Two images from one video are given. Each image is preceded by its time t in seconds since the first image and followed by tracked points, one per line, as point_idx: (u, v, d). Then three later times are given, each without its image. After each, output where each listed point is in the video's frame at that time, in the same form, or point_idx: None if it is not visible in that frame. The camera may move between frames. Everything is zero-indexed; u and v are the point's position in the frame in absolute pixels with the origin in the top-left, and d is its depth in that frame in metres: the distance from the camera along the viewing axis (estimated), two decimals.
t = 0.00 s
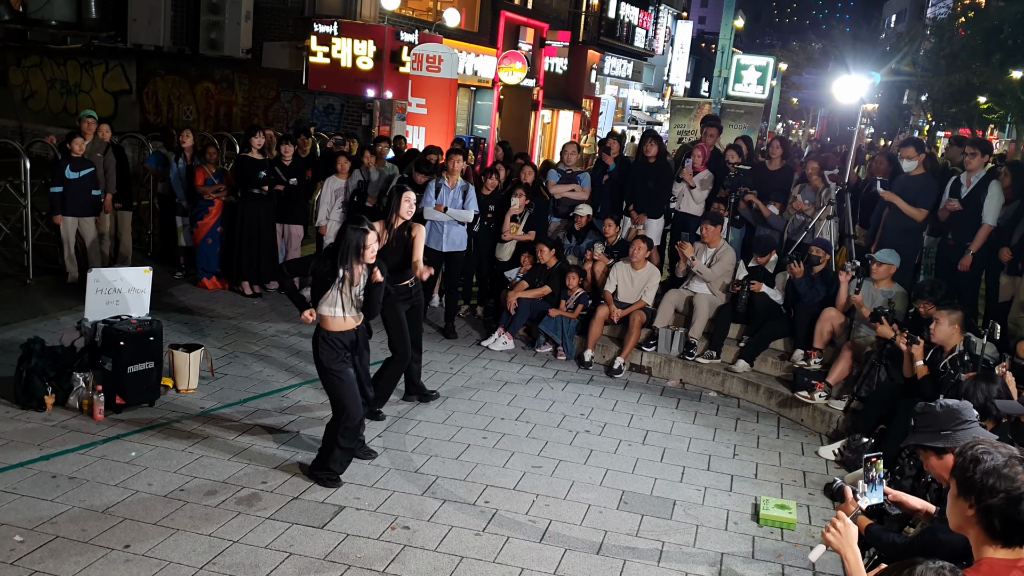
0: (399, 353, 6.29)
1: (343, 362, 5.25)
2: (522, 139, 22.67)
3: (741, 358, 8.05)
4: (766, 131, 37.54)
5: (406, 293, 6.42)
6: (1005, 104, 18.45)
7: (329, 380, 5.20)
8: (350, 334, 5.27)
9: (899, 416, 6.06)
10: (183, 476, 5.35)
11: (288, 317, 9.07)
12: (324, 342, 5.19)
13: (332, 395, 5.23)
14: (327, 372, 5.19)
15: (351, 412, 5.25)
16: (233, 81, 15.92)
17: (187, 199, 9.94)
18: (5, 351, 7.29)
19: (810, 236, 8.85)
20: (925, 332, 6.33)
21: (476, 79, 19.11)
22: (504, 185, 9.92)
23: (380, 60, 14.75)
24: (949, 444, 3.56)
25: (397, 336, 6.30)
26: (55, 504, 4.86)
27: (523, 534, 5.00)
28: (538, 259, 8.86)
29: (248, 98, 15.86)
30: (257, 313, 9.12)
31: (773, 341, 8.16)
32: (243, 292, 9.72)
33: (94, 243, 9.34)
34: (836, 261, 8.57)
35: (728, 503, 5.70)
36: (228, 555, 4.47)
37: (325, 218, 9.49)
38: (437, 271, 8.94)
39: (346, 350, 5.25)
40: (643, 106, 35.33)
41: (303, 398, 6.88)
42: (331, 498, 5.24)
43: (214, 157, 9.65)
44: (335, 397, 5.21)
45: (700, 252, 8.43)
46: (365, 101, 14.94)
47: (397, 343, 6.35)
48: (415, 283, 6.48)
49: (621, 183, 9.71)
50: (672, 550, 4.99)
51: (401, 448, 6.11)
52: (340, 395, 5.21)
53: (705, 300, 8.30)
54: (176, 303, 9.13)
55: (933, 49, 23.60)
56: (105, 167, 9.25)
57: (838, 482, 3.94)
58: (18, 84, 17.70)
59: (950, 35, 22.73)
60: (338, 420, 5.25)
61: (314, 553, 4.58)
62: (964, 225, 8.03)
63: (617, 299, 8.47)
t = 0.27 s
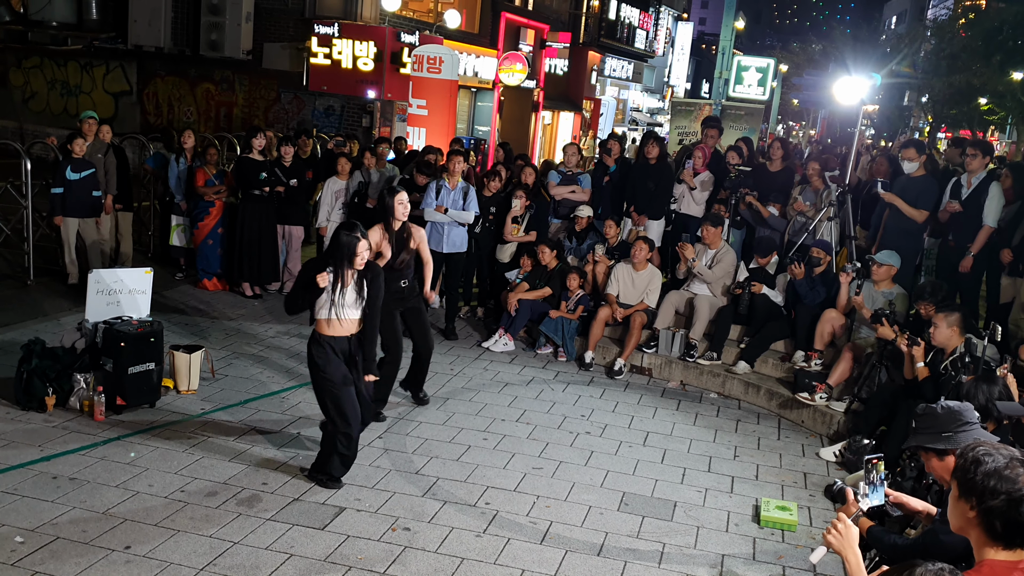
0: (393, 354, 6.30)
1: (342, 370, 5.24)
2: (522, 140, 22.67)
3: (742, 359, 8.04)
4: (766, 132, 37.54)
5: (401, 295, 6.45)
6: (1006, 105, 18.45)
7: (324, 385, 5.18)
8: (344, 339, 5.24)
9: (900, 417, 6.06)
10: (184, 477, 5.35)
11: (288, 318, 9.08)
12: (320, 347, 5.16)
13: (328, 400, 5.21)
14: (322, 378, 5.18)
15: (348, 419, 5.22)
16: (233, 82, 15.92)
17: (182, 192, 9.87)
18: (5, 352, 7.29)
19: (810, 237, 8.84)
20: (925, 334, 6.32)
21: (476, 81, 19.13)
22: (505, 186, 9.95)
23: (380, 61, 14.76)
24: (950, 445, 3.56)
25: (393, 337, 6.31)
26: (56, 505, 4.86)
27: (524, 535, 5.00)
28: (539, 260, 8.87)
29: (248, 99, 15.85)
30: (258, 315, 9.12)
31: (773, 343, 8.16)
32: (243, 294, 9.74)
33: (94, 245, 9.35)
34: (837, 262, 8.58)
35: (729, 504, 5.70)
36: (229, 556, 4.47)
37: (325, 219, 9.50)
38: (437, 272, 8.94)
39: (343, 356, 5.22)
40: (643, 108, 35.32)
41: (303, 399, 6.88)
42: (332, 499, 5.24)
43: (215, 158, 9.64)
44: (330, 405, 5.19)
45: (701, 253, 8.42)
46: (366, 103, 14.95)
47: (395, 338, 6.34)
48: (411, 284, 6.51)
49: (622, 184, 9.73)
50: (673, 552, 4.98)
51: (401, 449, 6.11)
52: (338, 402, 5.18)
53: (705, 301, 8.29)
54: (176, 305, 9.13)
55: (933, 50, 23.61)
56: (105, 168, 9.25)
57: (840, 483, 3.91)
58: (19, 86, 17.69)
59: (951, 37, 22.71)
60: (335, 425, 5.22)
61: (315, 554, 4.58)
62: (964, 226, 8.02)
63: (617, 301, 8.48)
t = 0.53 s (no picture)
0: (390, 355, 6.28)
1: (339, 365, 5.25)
2: (523, 142, 22.69)
3: (743, 361, 8.04)
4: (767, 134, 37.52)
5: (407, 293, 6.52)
6: (1007, 107, 18.44)
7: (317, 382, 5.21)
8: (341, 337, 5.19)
9: (902, 420, 6.06)
10: (185, 478, 5.35)
11: (290, 320, 9.08)
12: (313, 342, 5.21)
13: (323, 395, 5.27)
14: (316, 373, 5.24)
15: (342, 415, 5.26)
16: (234, 84, 15.93)
17: (184, 194, 9.93)
18: (7, 353, 7.29)
19: (811, 239, 8.89)
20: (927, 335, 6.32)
21: (477, 83, 19.14)
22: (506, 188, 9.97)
23: (381, 63, 14.80)
24: (952, 448, 3.56)
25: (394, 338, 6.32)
26: (57, 506, 4.86)
27: (526, 537, 5.00)
28: (540, 262, 8.87)
29: (250, 101, 15.86)
30: (259, 316, 9.12)
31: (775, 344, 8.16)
32: (244, 295, 9.75)
33: (96, 246, 9.36)
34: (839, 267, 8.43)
35: (731, 506, 5.69)
36: (230, 558, 4.47)
37: (326, 221, 9.51)
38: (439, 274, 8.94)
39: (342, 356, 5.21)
40: (645, 110, 35.32)
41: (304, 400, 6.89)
42: (333, 501, 5.24)
43: (216, 160, 9.65)
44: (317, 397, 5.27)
45: (702, 255, 8.42)
46: (366, 104, 14.97)
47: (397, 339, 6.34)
48: (421, 283, 6.56)
49: (623, 186, 9.73)
50: (674, 553, 4.98)
51: (402, 450, 6.11)
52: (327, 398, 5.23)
53: (707, 303, 8.29)
54: (177, 306, 9.13)
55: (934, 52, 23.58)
56: (107, 169, 9.26)
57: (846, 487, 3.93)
58: (20, 87, 17.68)
59: (952, 38, 22.67)
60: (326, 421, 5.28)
61: (317, 555, 4.58)
62: (966, 228, 8.01)
63: (618, 302, 8.47)
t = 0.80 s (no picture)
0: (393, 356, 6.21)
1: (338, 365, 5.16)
2: (524, 143, 22.68)
3: (744, 362, 8.03)
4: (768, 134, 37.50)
5: (416, 291, 6.35)
6: (1008, 108, 18.43)
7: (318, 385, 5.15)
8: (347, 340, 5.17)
9: (902, 420, 6.06)
10: (186, 478, 5.35)
11: (290, 320, 9.07)
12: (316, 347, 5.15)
13: (323, 395, 5.16)
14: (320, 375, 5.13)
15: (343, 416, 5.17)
16: (235, 84, 15.93)
17: (190, 198, 9.96)
18: (7, 353, 7.29)
19: (812, 240, 8.92)
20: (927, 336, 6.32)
21: (477, 83, 19.14)
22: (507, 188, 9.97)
23: (381, 63, 14.81)
24: (952, 448, 3.56)
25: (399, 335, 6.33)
26: (58, 506, 4.86)
27: (526, 537, 5.00)
28: (541, 262, 8.87)
29: (250, 101, 15.87)
30: (259, 316, 9.12)
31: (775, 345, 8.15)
32: (245, 295, 9.75)
33: (96, 246, 9.36)
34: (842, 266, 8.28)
35: (731, 507, 5.69)
36: (230, 558, 4.47)
37: (327, 221, 9.50)
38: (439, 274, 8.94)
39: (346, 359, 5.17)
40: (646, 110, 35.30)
41: (305, 400, 6.89)
42: (334, 501, 5.24)
43: (217, 160, 9.66)
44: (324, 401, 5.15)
45: (703, 255, 8.42)
46: (367, 104, 14.96)
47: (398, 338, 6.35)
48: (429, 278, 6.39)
49: (624, 187, 9.73)
50: (674, 554, 4.98)
51: (403, 450, 6.11)
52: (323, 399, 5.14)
53: (707, 303, 8.28)
54: (177, 306, 9.13)
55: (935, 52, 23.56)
56: (108, 169, 9.26)
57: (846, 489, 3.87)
58: (21, 87, 17.67)
59: (953, 39, 22.63)
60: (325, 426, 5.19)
61: (317, 556, 4.58)
62: (967, 229, 8.00)
63: (618, 302, 8.46)
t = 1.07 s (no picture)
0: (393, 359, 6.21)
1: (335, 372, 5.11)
2: (525, 143, 22.70)
3: (745, 362, 8.03)
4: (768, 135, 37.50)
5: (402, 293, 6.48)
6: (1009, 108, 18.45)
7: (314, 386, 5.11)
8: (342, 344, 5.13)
9: (903, 421, 6.06)
10: (187, 479, 5.35)
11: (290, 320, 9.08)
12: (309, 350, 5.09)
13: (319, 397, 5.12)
14: (316, 380, 5.08)
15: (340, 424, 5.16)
16: (236, 85, 15.95)
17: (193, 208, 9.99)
18: (8, 354, 7.29)
19: (813, 240, 8.92)
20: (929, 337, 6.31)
21: (478, 83, 19.15)
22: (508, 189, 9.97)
23: (382, 64, 14.81)
24: (953, 449, 3.55)
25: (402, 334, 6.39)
26: (58, 506, 4.86)
27: (527, 538, 5.00)
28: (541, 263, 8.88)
29: (251, 101, 15.88)
30: (260, 317, 9.12)
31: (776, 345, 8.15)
32: (246, 296, 9.75)
33: (97, 246, 9.36)
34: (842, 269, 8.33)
35: (732, 508, 5.69)
36: (231, 558, 4.47)
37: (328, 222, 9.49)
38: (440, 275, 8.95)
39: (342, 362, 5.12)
40: (647, 111, 35.30)
41: (306, 401, 6.89)
42: (334, 502, 5.23)
43: (217, 161, 9.66)
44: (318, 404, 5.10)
45: (703, 256, 8.41)
46: (368, 105, 14.95)
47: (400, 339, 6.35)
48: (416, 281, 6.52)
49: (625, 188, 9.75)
50: (675, 555, 4.97)
51: (404, 451, 6.11)
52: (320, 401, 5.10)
53: (708, 304, 8.28)
54: (178, 307, 9.14)
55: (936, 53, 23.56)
56: (109, 170, 9.26)
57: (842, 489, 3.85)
58: (21, 88, 17.66)
59: (954, 39, 22.63)
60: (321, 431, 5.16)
61: (318, 556, 4.58)
62: (968, 229, 7.99)
63: (619, 303, 8.46)
